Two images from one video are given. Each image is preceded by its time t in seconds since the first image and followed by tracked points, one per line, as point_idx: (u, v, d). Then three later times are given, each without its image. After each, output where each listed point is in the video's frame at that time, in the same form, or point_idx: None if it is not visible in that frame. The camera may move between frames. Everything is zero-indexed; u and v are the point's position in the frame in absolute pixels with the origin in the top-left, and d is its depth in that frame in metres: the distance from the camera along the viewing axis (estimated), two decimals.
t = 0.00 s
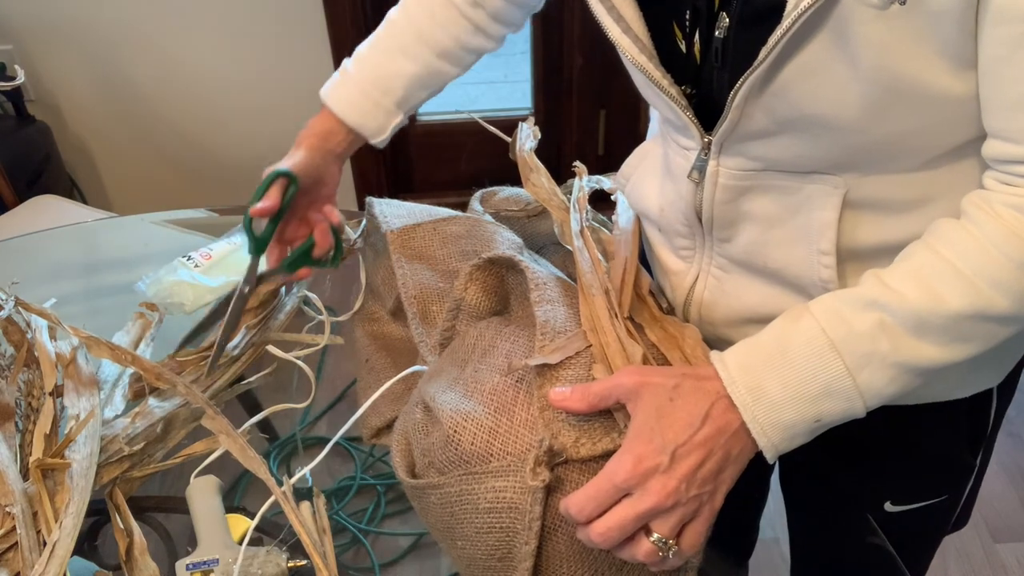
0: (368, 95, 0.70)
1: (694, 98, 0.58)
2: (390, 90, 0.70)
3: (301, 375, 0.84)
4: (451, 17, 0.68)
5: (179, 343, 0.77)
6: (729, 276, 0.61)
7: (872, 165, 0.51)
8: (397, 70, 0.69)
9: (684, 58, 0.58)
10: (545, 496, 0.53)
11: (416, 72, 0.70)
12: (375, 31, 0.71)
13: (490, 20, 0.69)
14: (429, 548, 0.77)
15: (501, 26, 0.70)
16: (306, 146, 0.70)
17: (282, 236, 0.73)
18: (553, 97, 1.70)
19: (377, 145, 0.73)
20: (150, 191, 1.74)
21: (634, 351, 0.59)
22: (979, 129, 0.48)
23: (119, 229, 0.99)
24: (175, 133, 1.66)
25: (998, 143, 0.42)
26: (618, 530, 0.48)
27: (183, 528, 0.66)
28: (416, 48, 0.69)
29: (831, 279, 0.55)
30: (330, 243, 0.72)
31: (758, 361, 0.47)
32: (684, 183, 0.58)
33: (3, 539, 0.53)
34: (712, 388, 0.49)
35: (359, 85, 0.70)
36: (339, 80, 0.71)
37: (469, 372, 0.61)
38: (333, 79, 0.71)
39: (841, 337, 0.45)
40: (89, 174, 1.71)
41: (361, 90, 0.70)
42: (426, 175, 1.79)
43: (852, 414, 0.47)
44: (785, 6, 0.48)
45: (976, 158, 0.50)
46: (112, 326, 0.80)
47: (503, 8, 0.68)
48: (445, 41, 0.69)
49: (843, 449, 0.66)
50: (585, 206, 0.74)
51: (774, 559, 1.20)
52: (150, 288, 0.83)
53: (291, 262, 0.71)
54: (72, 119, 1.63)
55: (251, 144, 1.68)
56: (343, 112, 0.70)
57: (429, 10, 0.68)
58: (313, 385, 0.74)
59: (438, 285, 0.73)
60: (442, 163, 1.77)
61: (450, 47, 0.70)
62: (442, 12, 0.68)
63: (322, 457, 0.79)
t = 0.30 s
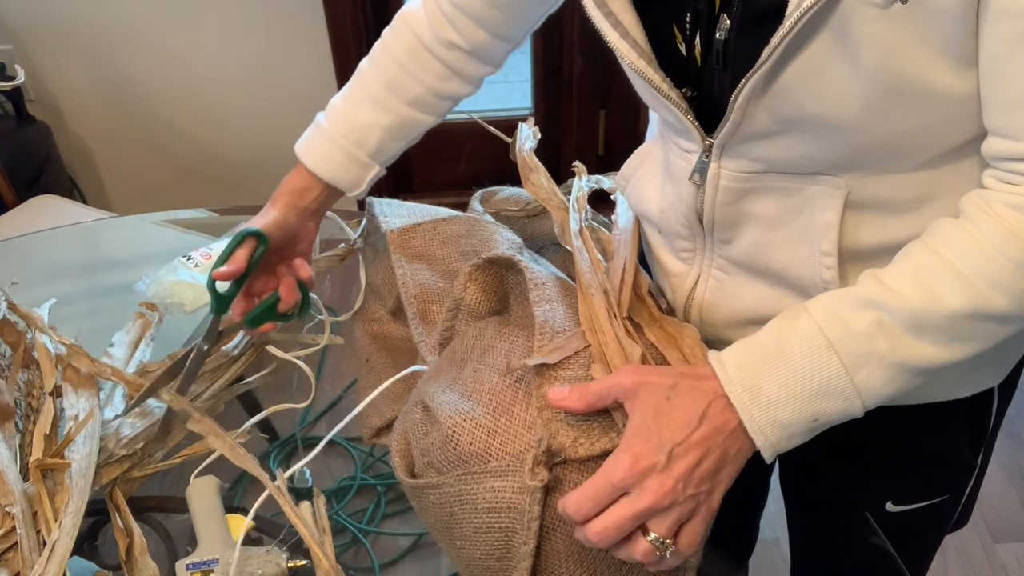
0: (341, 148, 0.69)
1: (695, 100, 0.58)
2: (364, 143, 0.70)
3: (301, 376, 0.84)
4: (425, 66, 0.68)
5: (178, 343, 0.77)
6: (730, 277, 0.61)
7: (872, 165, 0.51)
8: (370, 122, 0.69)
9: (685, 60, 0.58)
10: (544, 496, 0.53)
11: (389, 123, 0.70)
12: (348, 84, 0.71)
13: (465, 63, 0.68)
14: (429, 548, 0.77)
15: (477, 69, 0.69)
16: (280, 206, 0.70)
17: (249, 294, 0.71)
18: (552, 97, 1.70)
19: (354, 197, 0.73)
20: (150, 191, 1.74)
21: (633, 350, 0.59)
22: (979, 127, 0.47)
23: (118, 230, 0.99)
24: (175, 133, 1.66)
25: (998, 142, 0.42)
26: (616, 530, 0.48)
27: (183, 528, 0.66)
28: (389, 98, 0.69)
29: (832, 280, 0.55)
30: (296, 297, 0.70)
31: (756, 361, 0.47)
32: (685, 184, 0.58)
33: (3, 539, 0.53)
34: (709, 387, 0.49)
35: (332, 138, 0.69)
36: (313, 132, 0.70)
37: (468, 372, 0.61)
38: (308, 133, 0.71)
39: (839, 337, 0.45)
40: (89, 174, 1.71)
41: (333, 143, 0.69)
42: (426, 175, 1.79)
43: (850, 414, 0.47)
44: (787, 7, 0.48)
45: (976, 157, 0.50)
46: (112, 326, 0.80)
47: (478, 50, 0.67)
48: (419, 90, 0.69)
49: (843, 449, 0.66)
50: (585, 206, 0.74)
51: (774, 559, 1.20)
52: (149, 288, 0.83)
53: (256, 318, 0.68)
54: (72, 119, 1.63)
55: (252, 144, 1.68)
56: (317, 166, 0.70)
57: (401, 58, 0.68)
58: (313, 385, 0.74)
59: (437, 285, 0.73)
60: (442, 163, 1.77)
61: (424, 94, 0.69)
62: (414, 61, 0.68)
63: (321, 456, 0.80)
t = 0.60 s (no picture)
0: (338, 139, 0.70)
1: (696, 99, 0.58)
2: (361, 133, 0.70)
3: (301, 375, 0.84)
4: (426, 61, 0.68)
5: (178, 338, 0.76)
6: (730, 277, 0.61)
7: (872, 164, 0.51)
8: (369, 114, 0.69)
9: (685, 59, 0.57)
10: (544, 495, 0.53)
11: (388, 116, 0.70)
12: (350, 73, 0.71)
13: (466, 60, 0.68)
14: (430, 548, 0.77)
15: (479, 65, 0.69)
16: (278, 190, 0.70)
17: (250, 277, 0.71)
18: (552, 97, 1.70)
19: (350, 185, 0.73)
20: (150, 191, 1.74)
21: (634, 349, 0.59)
22: (979, 127, 0.47)
23: (119, 230, 0.99)
24: (175, 133, 1.66)
25: (998, 141, 0.42)
26: (616, 528, 0.48)
27: (183, 527, 0.66)
28: (388, 91, 0.69)
29: (832, 279, 0.55)
30: (297, 282, 0.71)
31: (757, 360, 0.47)
32: (685, 183, 0.58)
33: (3, 539, 0.53)
34: (710, 386, 0.49)
35: (329, 127, 0.70)
36: (312, 120, 0.71)
37: (469, 372, 0.61)
38: (307, 120, 0.71)
39: (839, 337, 0.45)
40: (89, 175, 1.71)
41: (331, 132, 0.70)
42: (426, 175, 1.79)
43: (851, 413, 0.47)
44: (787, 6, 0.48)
45: (977, 156, 0.50)
46: (112, 326, 0.80)
47: (480, 47, 0.67)
48: (419, 85, 0.69)
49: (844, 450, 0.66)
50: (585, 205, 0.74)
51: (774, 559, 1.20)
52: (150, 289, 0.83)
53: (257, 302, 0.69)
54: (72, 119, 1.63)
55: (251, 144, 1.68)
56: (315, 154, 0.70)
57: (402, 52, 0.68)
58: (313, 385, 0.74)
59: (438, 285, 0.72)
60: (442, 163, 1.77)
61: (424, 89, 0.69)
62: (416, 55, 0.68)
63: (321, 456, 0.80)
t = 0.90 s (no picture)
0: (323, 122, 0.70)
1: (694, 97, 0.58)
2: (345, 118, 0.70)
3: (301, 375, 0.84)
4: (413, 49, 0.68)
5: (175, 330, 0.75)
6: (728, 276, 0.61)
7: (871, 164, 0.51)
8: (353, 98, 0.70)
9: (684, 58, 0.57)
10: (542, 495, 0.53)
11: (371, 103, 0.70)
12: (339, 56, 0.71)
13: (453, 51, 0.68)
14: (429, 547, 0.77)
15: (467, 56, 0.69)
16: (262, 172, 0.72)
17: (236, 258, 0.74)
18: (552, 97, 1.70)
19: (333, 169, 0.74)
20: (150, 191, 1.74)
21: (632, 349, 0.59)
22: (977, 127, 0.47)
23: (119, 230, 0.99)
24: (175, 133, 1.66)
25: (996, 141, 0.42)
26: (614, 528, 0.48)
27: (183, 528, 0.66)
28: (374, 77, 0.69)
29: (831, 278, 0.55)
30: (287, 267, 0.74)
31: (754, 359, 0.47)
32: (683, 182, 0.58)
33: (3, 539, 0.53)
34: (707, 387, 0.49)
35: (314, 109, 0.70)
36: (299, 102, 0.71)
37: (467, 371, 0.61)
38: (294, 102, 0.72)
39: (836, 337, 0.45)
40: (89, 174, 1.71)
41: (315, 114, 0.70)
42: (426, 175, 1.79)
43: (848, 414, 0.47)
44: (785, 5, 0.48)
45: (975, 157, 0.50)
46: (112, 325, 0.80)
47: (468, 37, 0.67)
48: (405, 73, 0.69)
49: (843, 450, 0.66)
50: (585, 205, 0.74)
51: (774, 559, 1.20)
52: (151, 288, 0.83)
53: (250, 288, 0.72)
54: (72, 119, 1.63)
55: (251, 144, 1.68)
56: (298, 135, 0.71)
57: (391, 39, 0.69)
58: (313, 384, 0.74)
59: (437, 285, 0.72)
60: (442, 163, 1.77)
61: (410, 79, 0.70)
62: (405, 44, 0.68)
63: (322, 457, 0.80)
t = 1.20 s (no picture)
0: (312, 146, 0.70)
1: (694, 99, 0.58)
2: (335, 140, 0.70)
3: (301, 375, 0.84)
4: (402, 68, 0.68)
5: (177, 335, 0.75)
6: (729, 276, 0.61)
7: (871, 163, 0.51)
8: (343, 121, 0.69)
9: (684, 59, 0.57)
10: (545, 494, 0.53)
11: (361, 124, 0.70)
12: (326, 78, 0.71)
13: (444, 66, 0.68)
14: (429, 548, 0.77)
15: (457, 71, 0.69)
16: (251, 200, 0.72)
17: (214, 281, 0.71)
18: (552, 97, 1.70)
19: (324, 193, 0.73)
20: (150, 191, 1.74)
21: (633, 349, 0.59)
22: (977, 125, 0.47)
23: (119, 230, 0.99)
24: (175, 133, 1.66)
25: (996, 138, 0.42)
26: (617, 528, 0.48)
27: (183, 528, 0.66)
28: (363, 99, 0.69)
29: (832, 278, 0.55)
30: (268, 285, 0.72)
31: (755, 359, 0.47)
32: (684, 184, 0.58)
33: (3, 539, 0.53)
34: (710, 387, 0.49)
35: (303, 133, 0.70)
36: (287, 125, 0.71)
37: (469, 371, 0.61)
38: (282, 126, 0.71)
39: (837, 336, 0.45)
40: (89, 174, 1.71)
41: (304, 138, 0.70)
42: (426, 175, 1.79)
43: (850, 413, 0.47)
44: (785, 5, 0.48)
45: (976, 155, 0.50)
46: (112, 326, 0.80)
47: (459, 52, 0.67)
48: (394, 93, 0.69)
49: (843, 450, 0.66)
50: (585, 205, 0.74)
51: (774, 559, 1.20)
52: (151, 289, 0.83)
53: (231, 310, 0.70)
54: (72, 119, 1.63)
55: (251, 144, 1.68)
56: (287, 160, 0.70)
57: (380, 58, 0.68)
58: (313, 385, 0.74)
59: (438, 285, 0.72)
60: (442, 163, 1.77)
61: (401, 98, 0.69)
62: (395, 64, 0.68)
63: (323, 457, 0.80)
